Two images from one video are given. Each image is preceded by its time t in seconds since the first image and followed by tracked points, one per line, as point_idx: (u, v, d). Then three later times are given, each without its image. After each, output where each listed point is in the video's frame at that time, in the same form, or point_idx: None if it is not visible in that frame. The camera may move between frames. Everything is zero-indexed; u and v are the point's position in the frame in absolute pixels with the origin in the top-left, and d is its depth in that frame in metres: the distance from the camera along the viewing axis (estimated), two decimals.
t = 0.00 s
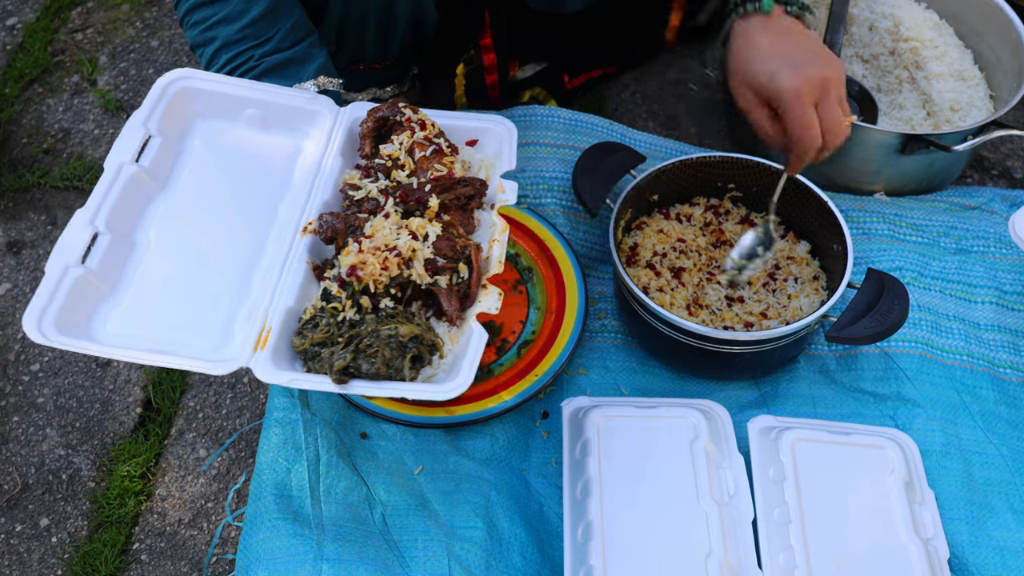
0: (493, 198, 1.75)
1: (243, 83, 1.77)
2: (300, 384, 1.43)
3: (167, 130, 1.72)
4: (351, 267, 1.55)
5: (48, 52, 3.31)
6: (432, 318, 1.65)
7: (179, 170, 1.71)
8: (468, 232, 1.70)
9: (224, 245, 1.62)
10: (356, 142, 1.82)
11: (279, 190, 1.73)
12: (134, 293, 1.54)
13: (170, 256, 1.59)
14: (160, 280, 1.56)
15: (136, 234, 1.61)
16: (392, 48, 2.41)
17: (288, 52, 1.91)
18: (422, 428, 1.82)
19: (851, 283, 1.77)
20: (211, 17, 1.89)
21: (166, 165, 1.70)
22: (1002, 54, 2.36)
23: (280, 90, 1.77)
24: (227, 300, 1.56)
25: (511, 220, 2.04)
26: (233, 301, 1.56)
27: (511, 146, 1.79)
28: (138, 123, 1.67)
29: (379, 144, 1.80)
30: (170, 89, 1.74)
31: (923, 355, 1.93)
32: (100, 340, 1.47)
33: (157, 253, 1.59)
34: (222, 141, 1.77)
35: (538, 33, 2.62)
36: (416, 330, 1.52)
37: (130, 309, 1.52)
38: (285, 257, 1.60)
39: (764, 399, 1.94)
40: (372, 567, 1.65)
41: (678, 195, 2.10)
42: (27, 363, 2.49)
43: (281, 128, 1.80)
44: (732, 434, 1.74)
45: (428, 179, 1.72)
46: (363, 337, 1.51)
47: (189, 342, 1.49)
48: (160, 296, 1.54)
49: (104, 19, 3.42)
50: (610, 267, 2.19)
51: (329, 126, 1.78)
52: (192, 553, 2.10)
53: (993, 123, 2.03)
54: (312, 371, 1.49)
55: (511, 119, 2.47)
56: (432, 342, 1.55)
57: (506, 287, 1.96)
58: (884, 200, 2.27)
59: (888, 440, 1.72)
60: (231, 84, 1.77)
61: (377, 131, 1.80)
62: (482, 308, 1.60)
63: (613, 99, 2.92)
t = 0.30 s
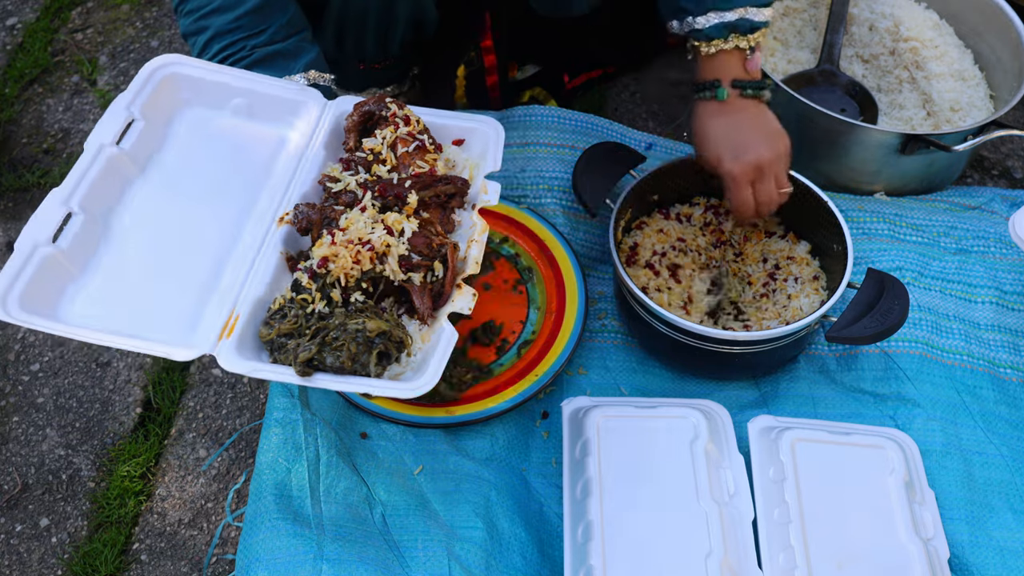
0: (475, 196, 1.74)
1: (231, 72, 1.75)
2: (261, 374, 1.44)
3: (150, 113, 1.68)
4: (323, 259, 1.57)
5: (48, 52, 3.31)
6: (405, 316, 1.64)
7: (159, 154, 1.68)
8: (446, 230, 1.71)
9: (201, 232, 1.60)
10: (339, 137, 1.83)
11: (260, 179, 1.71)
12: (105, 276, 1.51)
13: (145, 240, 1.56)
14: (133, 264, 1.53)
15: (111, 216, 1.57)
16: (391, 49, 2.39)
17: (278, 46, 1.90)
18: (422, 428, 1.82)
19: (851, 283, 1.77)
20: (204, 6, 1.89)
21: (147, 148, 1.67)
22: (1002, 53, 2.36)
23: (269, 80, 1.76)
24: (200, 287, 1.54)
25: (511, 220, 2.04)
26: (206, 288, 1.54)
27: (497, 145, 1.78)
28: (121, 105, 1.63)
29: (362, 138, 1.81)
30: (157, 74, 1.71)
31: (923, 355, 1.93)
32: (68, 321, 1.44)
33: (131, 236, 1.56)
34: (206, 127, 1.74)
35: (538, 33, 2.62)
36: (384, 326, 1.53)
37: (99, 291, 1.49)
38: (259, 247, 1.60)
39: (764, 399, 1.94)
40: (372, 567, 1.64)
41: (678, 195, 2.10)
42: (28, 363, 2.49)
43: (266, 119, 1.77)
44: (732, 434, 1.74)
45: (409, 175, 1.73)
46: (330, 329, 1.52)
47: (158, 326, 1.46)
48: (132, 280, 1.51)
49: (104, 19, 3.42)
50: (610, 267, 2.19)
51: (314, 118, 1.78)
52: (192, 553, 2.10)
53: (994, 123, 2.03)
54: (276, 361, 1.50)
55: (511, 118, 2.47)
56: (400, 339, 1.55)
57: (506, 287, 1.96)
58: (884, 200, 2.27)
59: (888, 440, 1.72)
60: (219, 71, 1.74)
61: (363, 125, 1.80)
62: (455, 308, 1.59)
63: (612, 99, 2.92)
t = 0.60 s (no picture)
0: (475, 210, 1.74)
1: (234, 78, 1.75)
2: (261, 387, 1.44)
3: (154, 118, 1.69)
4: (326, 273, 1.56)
5: (48, 52, 3.31)
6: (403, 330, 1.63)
7: (162, 160, 1.69)
8: (446, 244, 1.70)
9: (202, 240, 1.61)
10: (342, 144, 1.83)
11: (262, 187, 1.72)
12: (108, 283, 1.52)
13: (148, 247, 1.57)
14: (135, 272, 1.54)
15: (114, 223, 1.58)
16: (393, 48, 2.40)
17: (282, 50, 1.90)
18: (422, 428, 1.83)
19: (851, 283, 1.77)
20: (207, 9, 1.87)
21: (149, 154, 1.68)
22: (1003, 53, 2.36)
23: (273, 86, 1.76)
24: (202, 295, 1.55)
25: (511, 220, 2.04)
26: (209, 297, 1.55)
27: (498, 158, 1.78)
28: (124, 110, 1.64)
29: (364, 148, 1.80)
30: (161, 79, 1.72)
31: (923, 355, 1.93)
32: (70, 329, 1.45)
33: (134, 244, 1.57)
34: (208, 133, 1.75)
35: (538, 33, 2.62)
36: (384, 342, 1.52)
37: (102, 299, 1.50)
38: (260, 258, 1.61)
39: (764, 399, 1.94)
40: (372, 567, 1.64)
41: (678, 195, 2.10)
42: (28, 363, 2.49)
43: (269, 125, 1.78)
44: (732, 435, 1.73)
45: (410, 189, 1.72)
46: (329, 344, 1.53)
47: (159, 336, 1.48)
48: (133, 288, 1.52)
49: (104, 19, 3.42)
50: (610, 267, 2.19)
51: (317, 126, 1.79)
52: (192, 553, 2.10)
53: (994, 123, 2.03)
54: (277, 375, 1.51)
55: (511, 118, 2.47)
56: (399, 355, 1.54)
57: (506, 287, 1.96)
58: (884, 200, 2.27)
59: (888, 440, 1.72)
60: (223, 76, 1.75)
61: (365, 135, 1.79)
62: (453, 323, 1.58)
63: (613, 99, 2.91)
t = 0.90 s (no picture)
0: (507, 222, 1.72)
1: (262, 97, 1.76)
2: (317, 414, 1.45)
3: (186, 144, 1.71)
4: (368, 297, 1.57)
5: (48, 52, 3.31)
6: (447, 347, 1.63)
7: (197, 186, 1.70)
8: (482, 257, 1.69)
9: (243, 266, 1.62)
10: (373, 157, 1.80)
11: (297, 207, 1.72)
12: (156, 315, 1.54)
13: (192, 277, 1.59)
14: (181, 302, 1.56)
15: (156, 254, 1.60)
16: (399, 48, 2.41)
17: (303, 62, 1.92)
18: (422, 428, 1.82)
19: (851, 283, 1.77)
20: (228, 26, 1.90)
21: (185, 181, 1.69)
22: (1002, 54, 2.36)
23: (300, 104, 1.76)
24: (247, 321, 1.56)
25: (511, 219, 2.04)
26: (253, 323, 1.56)
27: (526, 165, 1.76)
28: (158, 138, 1.65)
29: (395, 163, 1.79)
30: (191, 102, 1.72)
31: (923, 355, 1.93)
32: (124, 364, 1.47)
33: (177, 273, 1.59)
34: (241, 155, 1.76)
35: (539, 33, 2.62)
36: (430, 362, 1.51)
37: (151, 331, 1.51)
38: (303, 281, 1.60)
39: (764, 399, 1.94)
40: (372, 567, 1.65)
41: (678, 195, 2.10)
42: (27, 363, 2.49)
43: (300, 144, 1.78)
44: (732, 435, 1.74)
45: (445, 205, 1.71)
46: (378, 368, 1.52)
47: (210, 366, 1.49)
48: (181, 319, 1.54)
49: (104, 19, 3.42)
50: (610, 267, 2.19)
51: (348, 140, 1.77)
52: (192, 553, 2.10)
53: (993, 123, 2.03)
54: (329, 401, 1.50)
55: (511, 119, 2.46)
56: (445, 375, 1.53)
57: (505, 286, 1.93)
58: (884, 200, 2.27)
59: (888, 440, 1.72)
60: (251, 97, 1.75)
61: (394, 150, 1.77)
62: (495, 339, 1.57)
63: (613, 100, 2.91)
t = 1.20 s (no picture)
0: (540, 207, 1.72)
1: (278, 94, 1.77)
2: (362, 406, 1.43)
3: (205, 144, 1.73)
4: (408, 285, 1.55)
5: (48, 52, 3.31)
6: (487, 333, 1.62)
7: (219, 185, 1.73)
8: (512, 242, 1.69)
9: (271, 262, 1.63)
10: (395, 147, 1.81)
11: (321, 201, 1.74)
12: (187, 315, 1.56)
13: (220, 275, 1.61)
14: (212, 301, 1.58)
15: (184, 253, 1.62)
16: (398, 48, 2.40)
17: (312, 56, 1.92)
18: (422, 428, 1.82)
19: (851, 283, 1.77)
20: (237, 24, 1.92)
21: (206, 181, 1.72)
22: (1002, 53, 2.36)
23: (315, 98, 1.78)
24: (279, 317, 1.57)
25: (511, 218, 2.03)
26: (285, 319, 1.57)
27: (549, 148, 1.77)
28: (177, 139, 1.68)
29: (419, 153, 1.78)
30: (207, 100, 1.74)
31: (923, 355, 1.93)
32: (160, 364, 1.49)
33: (206, 272, 1.61)
34: (260, 152, 1.78)
35: (540, 33, 2.62)
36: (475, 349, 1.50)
37: (184, 331, 1.53)
38: (336, 274, 1.60)
39: (764, 399, 1.94)
40: (373, 568, 1.65)
41: (678, 195, 2.10)
42: (27, 363, 2.49)
43: (319, 139, 1.80)
44: (732, 435, 1.74)
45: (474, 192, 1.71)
46: (423, 357, 1.50)
47: (248, 363, 1.50)
48: (214, 318, 1.55)
49: (104, 19, 3.42)
50: (610, 267, 2.19)
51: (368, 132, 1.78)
52: (192, 553, 2.10)
53: (993, 123, 2.03)
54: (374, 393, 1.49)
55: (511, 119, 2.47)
56: (490, 360, 1.51)
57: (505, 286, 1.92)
58: (884, 200, 2.27)
59: (888, 440, 1.72)
60: (266, 94, 1.77)
61: (418, 140, 1.77)
62: (535, 322, 1.57)
63: (613, 100, 2.92)
